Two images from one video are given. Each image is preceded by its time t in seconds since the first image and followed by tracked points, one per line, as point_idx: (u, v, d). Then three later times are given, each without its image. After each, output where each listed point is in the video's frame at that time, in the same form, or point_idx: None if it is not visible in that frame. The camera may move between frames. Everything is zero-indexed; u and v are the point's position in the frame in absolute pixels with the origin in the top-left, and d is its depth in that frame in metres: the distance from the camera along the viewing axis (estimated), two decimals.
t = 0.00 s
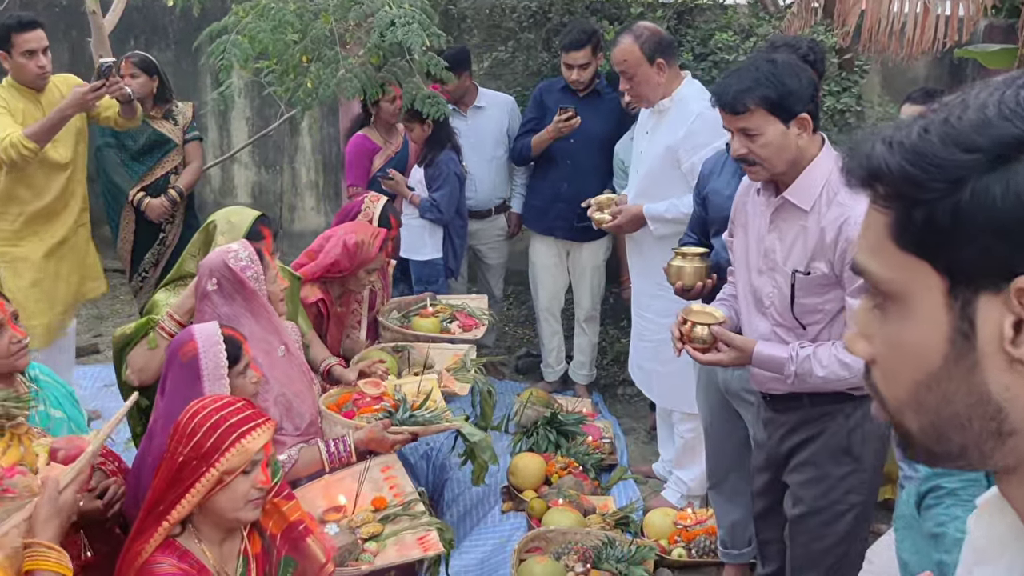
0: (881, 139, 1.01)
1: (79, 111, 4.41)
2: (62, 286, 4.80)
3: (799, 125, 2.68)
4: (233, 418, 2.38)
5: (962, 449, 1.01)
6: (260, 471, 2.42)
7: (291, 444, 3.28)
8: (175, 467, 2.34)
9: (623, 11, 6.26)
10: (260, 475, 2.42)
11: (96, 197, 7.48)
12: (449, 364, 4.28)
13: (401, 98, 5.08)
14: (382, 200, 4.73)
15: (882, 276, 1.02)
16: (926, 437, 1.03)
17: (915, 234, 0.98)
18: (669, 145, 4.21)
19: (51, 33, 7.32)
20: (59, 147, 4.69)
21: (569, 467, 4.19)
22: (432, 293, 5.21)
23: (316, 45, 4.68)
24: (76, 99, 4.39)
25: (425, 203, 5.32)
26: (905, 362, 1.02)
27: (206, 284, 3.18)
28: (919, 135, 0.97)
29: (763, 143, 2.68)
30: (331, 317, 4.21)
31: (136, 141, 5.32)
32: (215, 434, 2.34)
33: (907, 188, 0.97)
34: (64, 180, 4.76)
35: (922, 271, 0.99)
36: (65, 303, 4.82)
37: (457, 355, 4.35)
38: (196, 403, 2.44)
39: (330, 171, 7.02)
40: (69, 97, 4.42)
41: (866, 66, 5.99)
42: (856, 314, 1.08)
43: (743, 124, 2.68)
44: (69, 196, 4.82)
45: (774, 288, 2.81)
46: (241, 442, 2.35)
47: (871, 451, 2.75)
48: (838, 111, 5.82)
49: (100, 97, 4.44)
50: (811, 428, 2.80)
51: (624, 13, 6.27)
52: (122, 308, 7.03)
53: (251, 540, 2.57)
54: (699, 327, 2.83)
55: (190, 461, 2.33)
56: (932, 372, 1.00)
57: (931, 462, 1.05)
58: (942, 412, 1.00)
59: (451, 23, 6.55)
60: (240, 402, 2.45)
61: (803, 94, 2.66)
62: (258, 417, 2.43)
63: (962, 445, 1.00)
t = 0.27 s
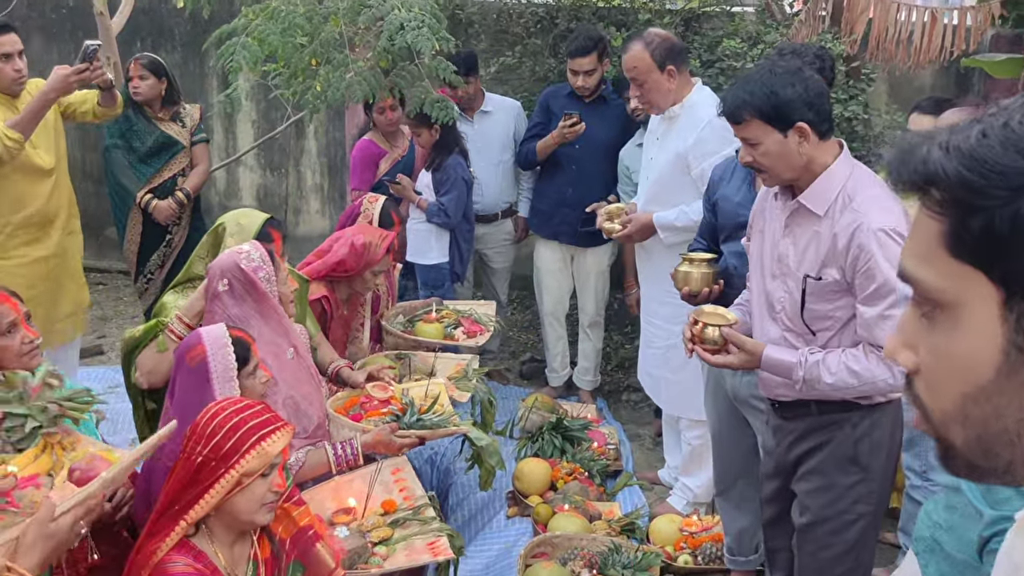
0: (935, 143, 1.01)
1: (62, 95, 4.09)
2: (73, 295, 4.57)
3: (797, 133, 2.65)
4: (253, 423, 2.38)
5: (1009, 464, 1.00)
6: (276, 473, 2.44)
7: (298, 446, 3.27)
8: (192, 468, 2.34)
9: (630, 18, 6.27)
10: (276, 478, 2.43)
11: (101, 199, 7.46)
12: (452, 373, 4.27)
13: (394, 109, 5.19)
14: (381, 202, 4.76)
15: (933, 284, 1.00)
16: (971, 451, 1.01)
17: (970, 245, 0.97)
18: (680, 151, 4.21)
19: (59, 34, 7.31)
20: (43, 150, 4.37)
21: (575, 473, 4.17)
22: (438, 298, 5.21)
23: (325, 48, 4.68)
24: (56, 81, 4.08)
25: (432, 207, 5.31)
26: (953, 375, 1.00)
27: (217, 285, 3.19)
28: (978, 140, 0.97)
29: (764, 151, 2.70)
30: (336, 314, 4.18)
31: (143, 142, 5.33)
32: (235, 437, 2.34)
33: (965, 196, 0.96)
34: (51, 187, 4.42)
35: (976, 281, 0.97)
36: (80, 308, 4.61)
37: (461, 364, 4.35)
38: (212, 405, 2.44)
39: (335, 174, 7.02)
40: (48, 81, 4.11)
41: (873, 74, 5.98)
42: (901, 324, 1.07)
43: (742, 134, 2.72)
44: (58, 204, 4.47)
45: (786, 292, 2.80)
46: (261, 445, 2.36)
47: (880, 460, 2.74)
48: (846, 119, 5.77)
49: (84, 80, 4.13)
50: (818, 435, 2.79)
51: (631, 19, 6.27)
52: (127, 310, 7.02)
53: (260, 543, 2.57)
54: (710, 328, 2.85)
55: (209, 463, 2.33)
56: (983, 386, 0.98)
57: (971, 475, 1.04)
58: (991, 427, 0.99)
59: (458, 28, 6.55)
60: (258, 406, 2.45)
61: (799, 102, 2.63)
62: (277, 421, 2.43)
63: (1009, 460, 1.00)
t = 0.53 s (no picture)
0: (968, 153, 1.03)
1: (41, 78, 4.12)
2: (69, 302, 4.50)
3: (793, 147, 2.66)
4: (269, 429, 2.42)
5: None
6: (287, 483, 2.47)
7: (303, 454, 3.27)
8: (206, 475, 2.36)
9: (635, 29, 6.29)
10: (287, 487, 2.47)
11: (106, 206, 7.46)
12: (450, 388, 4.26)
13: (387, 124, 5.29)
14: (378, 207, 4.79)
15: (961, 299, 1.03)
16: (996, 471, 1.03)
17: (1000, 258, 0.99)
18: (686, 162, 4.22)
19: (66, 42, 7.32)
20: (23, 154, 4.28)
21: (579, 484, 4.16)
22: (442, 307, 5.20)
23: (332, 57, 4.69)
24: (35, 64, 4.12)
25: (438, 216, 5.31)
26: (979, 392, 1.02)
27: (223, 292, 3.18)
28: (1011, 152, 0.99)
29: (762, 165, 2.71)
30: (333, 322, 4.14)
31: (149, 150, 5.34)
32: (252, 443, 2.38)
33: (996, 207, 0.98)
34: (32, 191, 4.33)
35: (1006, 296, 1.00)
36: (80, 315, 4.54)
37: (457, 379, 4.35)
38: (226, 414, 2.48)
39: (340, 183, 7.03)
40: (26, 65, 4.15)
41: (877, 87, 5.99)
42: (926, 342, 1.10)
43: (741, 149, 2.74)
44: (39, 211, 4.37)
45: (792, 304, 2.79)
46: (275, 451, 2.39)
47: (887, 475, 2.73)
48: (850, 132, 5.71)
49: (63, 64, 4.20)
50: (824, 450, 2.79)
51: (636, 30, 6.29)
52: (130, 317, 7.02)
53: (270, 554, 2.58)
54: (716, 339, 2.84)
55: (222, 469, 2.35)
56: (1011, 404, 0.99)
57: (998, 497, 1.05)
58: (1016, 445, 1.00)
59: (464, 38, 6.57)
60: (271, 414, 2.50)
61: (791, 116, 2.64)
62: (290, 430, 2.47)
63: None
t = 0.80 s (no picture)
0: (976, 165, 1.05)
1: (28, 73, 4.09)
2: (60, 307, 4.50)
3: (788, 157, 2.67)
4: (267, 433, 2.46)
5: None
6: (289, 488, 2.50)
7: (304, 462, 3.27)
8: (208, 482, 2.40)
9: (635, 39, 6.31)
10: (289, 492, 2.50)
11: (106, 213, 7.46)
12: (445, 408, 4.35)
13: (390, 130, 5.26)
14: (380, 213, 4.76)
15: (969, 316, 1.05)
16: (1005, 494, 1.05)
17: (1010, 274, 1.01)
18: (683, 170, 4.22)
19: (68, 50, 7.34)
20: (15, 160, 4.28)
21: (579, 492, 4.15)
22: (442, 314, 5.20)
23: (334, 66, 4.71)
24: (23, 58, 4.10)
25: (439, 224, 5.31)
26: (987, 413, 1.04)
27: (223, 299, 3.19)
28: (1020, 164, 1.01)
29: (759, 177, 2.74)
30: (333, 337, 4.15)
31: (149, 157, 5.36)
32: (250, 448, 2.41)
33: (1007, 222, 1.00)
34: (25, 197, 4.33)
35: (1013, 313, 1.02)
36: (71, 321, 4.53)
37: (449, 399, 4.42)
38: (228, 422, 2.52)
39: (341, 192, 7.05)
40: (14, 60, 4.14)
41: (877, 96, 6.00)
42: (932, 361, 1.13)
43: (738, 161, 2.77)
44: (34, 216, 4.38)
45: (792, 313, 2.80)
46: (274, 458, 2.42)
47: (886, 488, 2.71)
48: (850, 141, 5.73)
49: (51, 56, 4.17)
50: (823, 462, 2.79)
51: (636, 39, 6.32)
52: (130, 325, 7.02)
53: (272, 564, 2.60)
54: (715, 349, 2.90)
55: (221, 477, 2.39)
56: (1018, 427, 1.02)
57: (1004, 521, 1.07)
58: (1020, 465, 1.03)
59: (465, 47, 6.58)
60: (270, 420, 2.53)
61: (785, 126, 2.65)
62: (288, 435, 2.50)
63: None
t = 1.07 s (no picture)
0: (976, 181, 1.08)
1: (28, 76, 4.09)
2: (59, 311, 4.51)
3: (785, 168, 2.67)
4: (269, 441, 2.49)
5: None
6: (293, 495, 2.49)
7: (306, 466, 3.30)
8: (212, 488, 2.43)
9: (635, 45, 6.34)
10: (292, 500, 2.48)
11: (107, 219, 7.47)
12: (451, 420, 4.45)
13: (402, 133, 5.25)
14: (382, 220, 4.77)
15: (968, 338, 1.08)
16: (1002, 512, 1.09)
17: (1010, 294, 1.04)
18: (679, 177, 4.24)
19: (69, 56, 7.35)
20: (13, 166, 4.28)
21: (579, 498, 4.15)
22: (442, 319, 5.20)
23: (334, 73, 4.73)
24: (21, 61, 4.08)
25: (439, 230, 5.32)
26: (986, 434, 1.08)
27: (221, 307, 3.20)
28: (1020, 183, 1.04)
29: (756, 187, 2.74)
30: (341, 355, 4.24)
31: (149, 164, 5.37)
32: (251, 454, 2.44)
33: (1006, 241, 1.03)
34: (24, 203, 4.34)
35: (1013, 336, 1.06)
36: (69, 325, 4.54)
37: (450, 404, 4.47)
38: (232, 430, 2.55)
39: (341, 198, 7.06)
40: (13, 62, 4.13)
41: (877, 103, 6.02)
42: (929, 380, 1.16)
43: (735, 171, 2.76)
44: (33, 222, 4.38)
45: (789, 322, 2.81)
46: (273, 463, 2.44)
47: (883, 500, 2.72)
48: (849, 147, 5.73)
49: (49, 58, 4.17)
50: (819, 473, 2.79)
51: (636, 46, 6.34)
52: (131, 331, 7.03)
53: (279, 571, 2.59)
54: (712, 359, 2.92)
55: (222, 483, 2.42)
56: (1018, 450, 1.05)
57: (1001, 544, 1.12)
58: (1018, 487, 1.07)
59: (465, 54, 6.60)
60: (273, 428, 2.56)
61: (781, 136, 2.65)
62: (289, 442, 2.53)
63: None
